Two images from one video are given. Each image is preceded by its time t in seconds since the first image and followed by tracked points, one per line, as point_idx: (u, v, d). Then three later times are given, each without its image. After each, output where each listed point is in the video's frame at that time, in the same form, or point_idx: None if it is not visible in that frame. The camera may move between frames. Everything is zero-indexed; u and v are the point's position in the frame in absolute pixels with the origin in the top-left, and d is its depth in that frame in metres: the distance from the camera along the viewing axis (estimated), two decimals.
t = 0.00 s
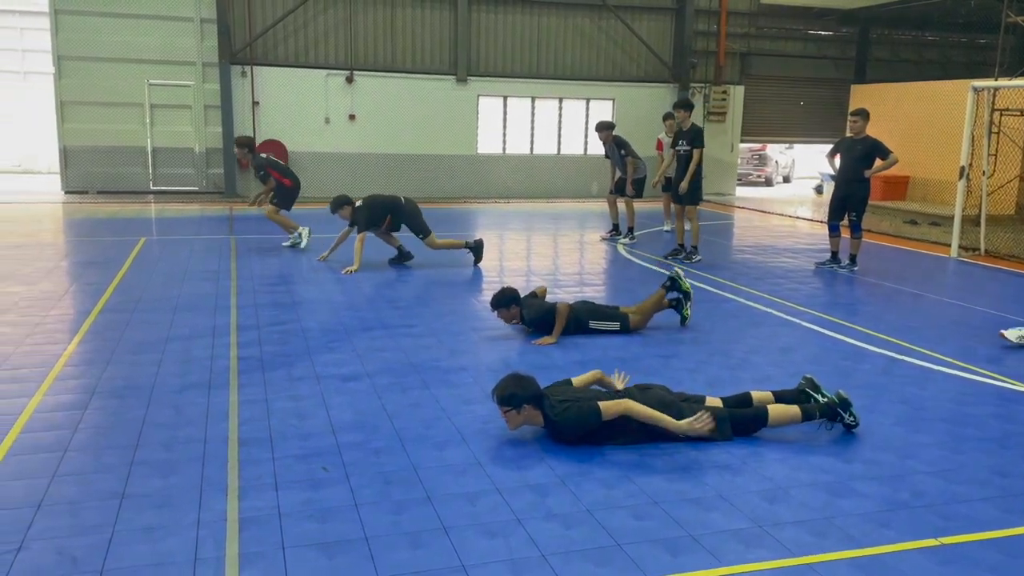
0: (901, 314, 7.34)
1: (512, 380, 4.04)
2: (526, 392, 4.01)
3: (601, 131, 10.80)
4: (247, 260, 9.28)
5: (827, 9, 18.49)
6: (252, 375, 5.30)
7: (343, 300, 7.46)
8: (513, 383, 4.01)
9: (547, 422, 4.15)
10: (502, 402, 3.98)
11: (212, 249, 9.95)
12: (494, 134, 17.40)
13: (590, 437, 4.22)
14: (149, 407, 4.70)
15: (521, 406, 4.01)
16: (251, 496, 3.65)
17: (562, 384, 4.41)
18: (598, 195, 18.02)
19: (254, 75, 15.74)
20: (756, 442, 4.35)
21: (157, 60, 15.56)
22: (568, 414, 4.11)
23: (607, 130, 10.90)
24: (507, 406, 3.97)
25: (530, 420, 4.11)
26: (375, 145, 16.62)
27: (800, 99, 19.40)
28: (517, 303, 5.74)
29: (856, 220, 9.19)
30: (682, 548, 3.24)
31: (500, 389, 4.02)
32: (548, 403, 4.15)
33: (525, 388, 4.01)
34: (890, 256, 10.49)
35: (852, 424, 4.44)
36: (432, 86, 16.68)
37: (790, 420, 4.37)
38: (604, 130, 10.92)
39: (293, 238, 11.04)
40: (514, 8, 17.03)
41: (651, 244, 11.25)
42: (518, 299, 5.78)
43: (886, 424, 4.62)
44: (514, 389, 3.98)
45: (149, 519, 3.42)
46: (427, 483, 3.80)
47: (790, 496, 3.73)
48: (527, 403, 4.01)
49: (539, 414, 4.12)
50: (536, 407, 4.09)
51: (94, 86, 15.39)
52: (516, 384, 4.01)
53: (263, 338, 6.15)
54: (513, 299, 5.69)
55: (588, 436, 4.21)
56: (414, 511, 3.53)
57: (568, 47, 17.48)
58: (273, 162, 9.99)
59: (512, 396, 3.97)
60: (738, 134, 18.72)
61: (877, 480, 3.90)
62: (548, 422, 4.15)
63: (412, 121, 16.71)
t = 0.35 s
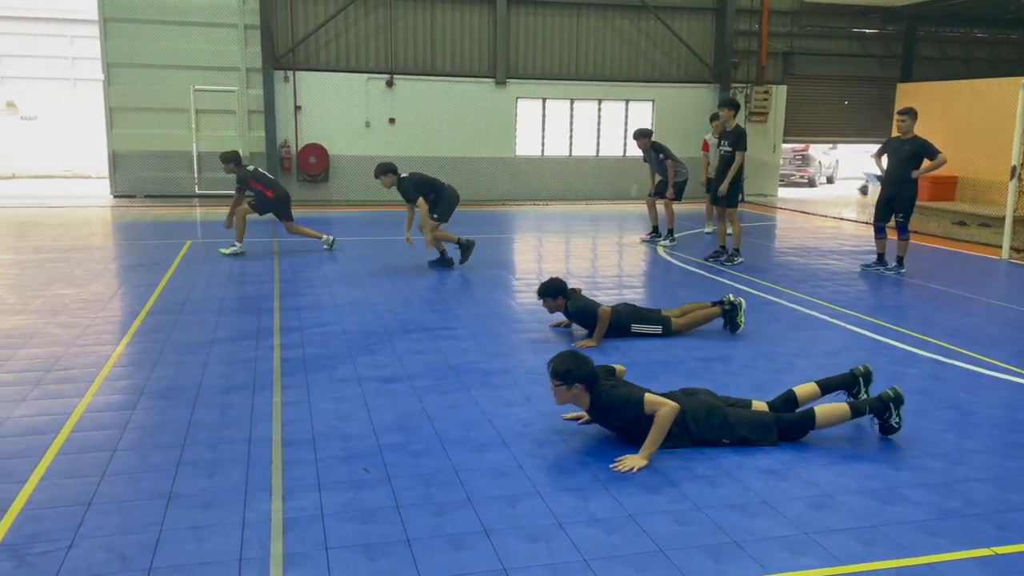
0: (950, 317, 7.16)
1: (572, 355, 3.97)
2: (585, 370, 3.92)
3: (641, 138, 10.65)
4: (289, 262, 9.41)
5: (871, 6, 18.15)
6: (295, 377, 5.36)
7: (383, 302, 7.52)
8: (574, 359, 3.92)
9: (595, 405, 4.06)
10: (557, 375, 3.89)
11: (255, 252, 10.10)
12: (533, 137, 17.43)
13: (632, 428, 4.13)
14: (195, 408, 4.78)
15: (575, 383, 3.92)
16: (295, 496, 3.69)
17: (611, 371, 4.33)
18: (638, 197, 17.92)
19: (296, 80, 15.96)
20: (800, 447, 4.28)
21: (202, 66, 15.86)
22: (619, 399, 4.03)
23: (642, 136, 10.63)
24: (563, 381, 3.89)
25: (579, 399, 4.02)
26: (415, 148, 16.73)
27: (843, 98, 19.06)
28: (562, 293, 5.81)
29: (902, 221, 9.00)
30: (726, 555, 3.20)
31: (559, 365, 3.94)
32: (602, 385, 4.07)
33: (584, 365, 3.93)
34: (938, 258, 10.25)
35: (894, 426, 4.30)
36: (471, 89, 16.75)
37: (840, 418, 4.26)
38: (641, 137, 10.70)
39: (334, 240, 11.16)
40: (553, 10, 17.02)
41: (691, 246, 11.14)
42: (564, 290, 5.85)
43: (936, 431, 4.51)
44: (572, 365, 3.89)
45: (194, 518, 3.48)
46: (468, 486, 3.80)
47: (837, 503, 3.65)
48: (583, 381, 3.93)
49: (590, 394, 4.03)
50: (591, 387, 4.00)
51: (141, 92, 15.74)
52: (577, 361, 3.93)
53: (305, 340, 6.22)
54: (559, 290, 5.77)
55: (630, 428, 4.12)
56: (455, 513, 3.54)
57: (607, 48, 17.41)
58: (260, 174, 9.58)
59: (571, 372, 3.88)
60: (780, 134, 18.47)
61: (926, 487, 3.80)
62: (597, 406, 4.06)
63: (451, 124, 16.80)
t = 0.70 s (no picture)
0: (1005, 320, 6.96)
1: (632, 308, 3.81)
2: (645, 322, 3.75)
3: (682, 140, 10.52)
4: (333, 263, 9.50)
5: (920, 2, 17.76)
6: (339, 377, 5.42)
7: (425, 304, 7.55)
8: (633, 309, 3.77)
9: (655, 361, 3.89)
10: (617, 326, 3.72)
11: (299, 253, 10.22)
12: (574, 138, 17.40)
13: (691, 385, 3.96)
14: (242, 407, 4.86)
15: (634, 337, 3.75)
16: (340, 496, 3.72)
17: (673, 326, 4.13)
18: (680, 197, 17.77)
19: (340, 84, 16.14)
20: (850, 452, 4.18)
21: (248, 70, 16.13)
22: (680, 357, 3.83)
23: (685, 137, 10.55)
24: (621, 331, 3.72)
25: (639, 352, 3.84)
26: (457, 150, 16.81)
27: (892, 95, 18.66)
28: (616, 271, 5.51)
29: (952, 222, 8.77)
30: (774, 561, 3.15)
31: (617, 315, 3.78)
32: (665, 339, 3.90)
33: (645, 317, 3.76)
34: (991, 259, 9.97)
35: (931, 428, 4.26)
36: (512, 90, 16.78)
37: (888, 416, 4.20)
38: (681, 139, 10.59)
39: (376, 242, 11.25)
40: (594, 9, 16.96)
41: (734, 247, 11.00)
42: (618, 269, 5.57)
43: (992, 437, 4.37)
44: (630, 315, 3.73)
45: (242, 516, 3.53)
46: (511, 488, 3.80)
47: (888, 510, 3.57)
48: (641, 335, 3.76)
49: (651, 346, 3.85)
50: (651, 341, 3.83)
51: (189, 96, 16.04)
52: (637, 312, 3.76)
53: (348, 341, 6.28)
54: (611, 265, 5.47)
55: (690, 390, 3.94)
56: (499, 515, 3.54)
57: (650, 48, 17.29)
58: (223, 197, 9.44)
59: (628, 322, 3.72)
60: (826, 133, 18.15)
61: (981, 495, 3.70)
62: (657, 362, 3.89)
63: (493, 126, 16.85)
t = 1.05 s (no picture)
0: None
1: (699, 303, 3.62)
2: (718, 315, 3.56)
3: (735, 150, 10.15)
4: (383, 263, 9.60)
5: None
6: (390, 375, 5.47)
7: (474, 303, 7.58)
8: (701, 305, 3.57)
9: (737, 350, 3.70)
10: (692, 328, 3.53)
11: (349, 253, 10.36)
12: (623, 137, 17.31)
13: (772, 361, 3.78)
14: (295, 404, 4.93)
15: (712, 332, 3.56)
16: (392, 493, 3.76)
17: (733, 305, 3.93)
18: (731, 196, 17.55)
19: (389, 85, 16.30)
20: (910, 458, 4.07)
21: (301, 73, 16.40)
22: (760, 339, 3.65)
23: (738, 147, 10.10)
24: (696, 330, 3.53)
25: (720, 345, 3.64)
26: (505, 150, 16.85)
27: (952, 91, 18.14)
28: (667, 259, 5.13)
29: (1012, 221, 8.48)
30: (832, 568, 3.08)
31: (686, 314, 3.58)
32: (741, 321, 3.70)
33: (715, 311, 3.56)
34: None
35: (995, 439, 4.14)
36: (561, 89, 16.75)
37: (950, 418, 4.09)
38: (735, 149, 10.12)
39: (425, 242, 11.34)
40: (643, 8, 16.83)
41: (786, 247, 10.81)
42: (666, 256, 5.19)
43: None
44: (701, 314, 3.54)
45: (297, 512, 3.59)
46: (562, 488, 3.79)
47: (951, 517, 3.47)
48: (720, 328, 3.56)
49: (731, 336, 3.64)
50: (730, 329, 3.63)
51: (243, 99, 16.37)
52: (705, 308, 3.57)
53: (399, 340, 6.34)
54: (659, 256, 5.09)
55: (783, 358, 3.80)
56: (550, 515, 3.53)
57: (701, 45, 17.09)
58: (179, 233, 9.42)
59: (701, 320, 3.53)
60: (883, 130, 17.72)
61: None
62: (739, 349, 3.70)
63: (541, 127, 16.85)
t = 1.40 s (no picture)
0: None
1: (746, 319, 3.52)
2: (767, 326, 3.48)
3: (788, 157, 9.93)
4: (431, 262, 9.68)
5: None
6: (438, 373, 5.51)
7: (521, 302, 7.58)
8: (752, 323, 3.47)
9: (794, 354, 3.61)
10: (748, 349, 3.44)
11: (397, 252, 10.46)
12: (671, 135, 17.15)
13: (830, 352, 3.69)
14: (345, 401, 5.00)
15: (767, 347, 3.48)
16: (440, 491, 3.78)
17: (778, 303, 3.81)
18: (782, 195, 17.29)
19: (436, 85, 16.40)
20: (970, 464, 3.96)
21: (350, 75, 16.60)
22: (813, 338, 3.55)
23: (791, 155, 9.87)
24: (753, 348, 3.44)
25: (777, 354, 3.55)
26: (551, 150, 16.84)
27: (1013, 87, 17.59)
28: (724, 256, 5.00)
29: None
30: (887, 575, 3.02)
31: (739, 335, 3.48)
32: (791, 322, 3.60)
33: (766, 328, 3.47)
34: None
35: None
36: (608, 87, 16.67)
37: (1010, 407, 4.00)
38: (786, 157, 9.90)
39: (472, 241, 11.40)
40: (692, 6, 16.65)
41: (839, 247, 10.60)
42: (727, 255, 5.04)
43: None
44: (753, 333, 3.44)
45: (347, 507, 3.64)
46: (610, 489, 3.78)
47: (1012, 525, 3.37)
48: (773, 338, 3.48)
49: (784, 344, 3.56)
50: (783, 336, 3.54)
51: (294, 101, 16.63)
52: (752, 323, 3.48)
53: (446, 338, 6.38)
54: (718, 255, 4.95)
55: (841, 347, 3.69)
56: (598, 515, 3.52)
57: (751, 42, 16.84)
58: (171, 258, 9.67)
59: (755, 338, 3.44)
60: (940, 127, 17.26)
61: None
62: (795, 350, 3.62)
63: (588, 126, 16.81)
